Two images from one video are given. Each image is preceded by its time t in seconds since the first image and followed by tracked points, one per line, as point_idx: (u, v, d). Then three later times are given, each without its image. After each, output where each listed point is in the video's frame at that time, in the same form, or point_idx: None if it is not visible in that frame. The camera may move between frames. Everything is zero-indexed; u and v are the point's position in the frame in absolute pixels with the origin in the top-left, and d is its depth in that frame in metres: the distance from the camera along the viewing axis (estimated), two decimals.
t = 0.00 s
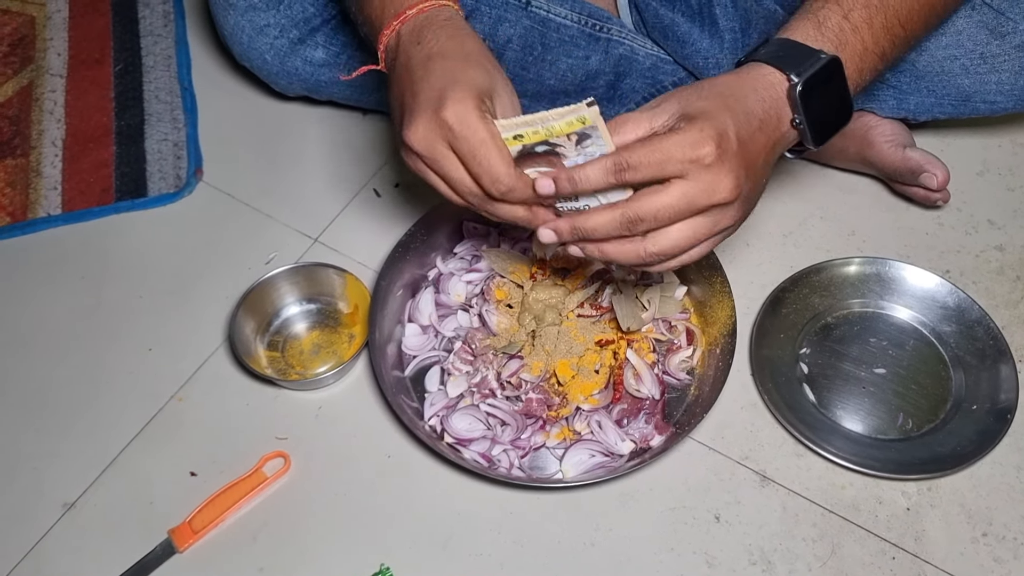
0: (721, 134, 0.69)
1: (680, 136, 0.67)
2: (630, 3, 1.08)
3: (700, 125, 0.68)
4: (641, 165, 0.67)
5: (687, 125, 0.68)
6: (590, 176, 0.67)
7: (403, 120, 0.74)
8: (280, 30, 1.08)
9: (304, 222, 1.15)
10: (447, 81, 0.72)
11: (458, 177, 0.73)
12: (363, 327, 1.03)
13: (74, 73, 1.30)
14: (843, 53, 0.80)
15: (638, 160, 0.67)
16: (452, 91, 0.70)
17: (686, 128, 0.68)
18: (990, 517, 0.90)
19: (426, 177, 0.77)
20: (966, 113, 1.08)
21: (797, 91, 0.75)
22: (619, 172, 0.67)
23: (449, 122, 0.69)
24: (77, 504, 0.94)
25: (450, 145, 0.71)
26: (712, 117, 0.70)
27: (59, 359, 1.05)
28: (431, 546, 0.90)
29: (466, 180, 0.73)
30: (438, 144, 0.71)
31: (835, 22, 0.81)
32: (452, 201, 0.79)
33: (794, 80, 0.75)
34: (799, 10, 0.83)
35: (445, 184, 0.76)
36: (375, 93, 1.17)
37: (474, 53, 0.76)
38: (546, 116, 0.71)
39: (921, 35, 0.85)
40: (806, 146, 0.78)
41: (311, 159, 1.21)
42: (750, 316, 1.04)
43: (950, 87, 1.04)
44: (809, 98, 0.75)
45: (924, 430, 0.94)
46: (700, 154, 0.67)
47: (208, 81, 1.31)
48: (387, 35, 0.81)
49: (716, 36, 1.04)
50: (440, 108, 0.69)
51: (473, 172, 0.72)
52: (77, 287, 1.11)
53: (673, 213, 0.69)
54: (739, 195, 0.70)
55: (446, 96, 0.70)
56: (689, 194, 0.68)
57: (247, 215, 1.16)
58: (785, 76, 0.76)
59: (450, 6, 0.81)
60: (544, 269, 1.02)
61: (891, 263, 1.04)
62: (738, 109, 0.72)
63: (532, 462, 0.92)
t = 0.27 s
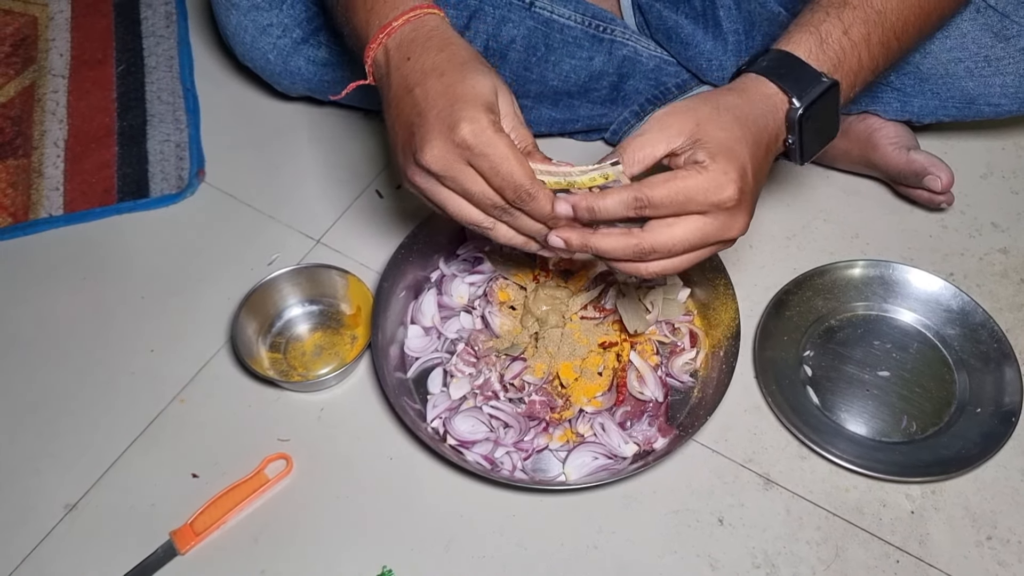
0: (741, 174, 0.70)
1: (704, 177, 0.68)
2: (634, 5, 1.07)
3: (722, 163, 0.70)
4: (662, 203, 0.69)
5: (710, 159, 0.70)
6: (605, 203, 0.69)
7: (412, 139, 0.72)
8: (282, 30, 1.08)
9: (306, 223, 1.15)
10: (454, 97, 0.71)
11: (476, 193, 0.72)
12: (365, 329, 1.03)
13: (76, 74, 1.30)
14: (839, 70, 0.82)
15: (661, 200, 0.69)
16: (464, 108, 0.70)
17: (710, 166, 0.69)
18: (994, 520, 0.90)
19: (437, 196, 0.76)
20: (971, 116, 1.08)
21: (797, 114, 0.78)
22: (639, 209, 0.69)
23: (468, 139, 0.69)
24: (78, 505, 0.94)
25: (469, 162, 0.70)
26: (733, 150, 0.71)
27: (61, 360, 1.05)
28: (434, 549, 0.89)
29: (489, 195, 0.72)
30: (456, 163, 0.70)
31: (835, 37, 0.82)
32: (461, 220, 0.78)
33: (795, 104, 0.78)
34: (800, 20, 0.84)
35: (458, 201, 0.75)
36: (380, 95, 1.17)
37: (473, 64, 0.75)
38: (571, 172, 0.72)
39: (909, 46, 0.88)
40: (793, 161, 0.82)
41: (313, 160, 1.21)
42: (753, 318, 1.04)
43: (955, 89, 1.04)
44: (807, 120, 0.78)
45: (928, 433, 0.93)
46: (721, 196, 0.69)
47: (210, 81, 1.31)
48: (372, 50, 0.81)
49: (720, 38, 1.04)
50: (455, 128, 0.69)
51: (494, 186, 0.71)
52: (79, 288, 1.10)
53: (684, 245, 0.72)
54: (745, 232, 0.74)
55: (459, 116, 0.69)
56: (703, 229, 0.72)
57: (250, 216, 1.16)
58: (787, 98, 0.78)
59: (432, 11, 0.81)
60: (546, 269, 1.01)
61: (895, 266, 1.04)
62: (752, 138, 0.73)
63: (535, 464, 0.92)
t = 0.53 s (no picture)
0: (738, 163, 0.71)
1: (702, 164, 0.68)
2: (636, 6, 1.07)
3: (718, 152, 0.70)
4: (662, 193, 0.68)
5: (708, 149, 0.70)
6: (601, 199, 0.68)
7: (417, 127, 0.73)
8: (284, 30, 1.08)
9: (307, 224, 1.15)
10: (460, 86, 0.72)
11: (479, 180, 0.72)
12: (365, 330, 1.02)
13: (76, 73, 1.30)
14: (816, 74, 0.83)
15: (661, 188, 0.67)
16: (465, 95, 0.70)
17: (708, 156, 0.69)
18: (996, 524, 0.89)
19: (443, 184, 0.76)
20: (973, 118, 1.08)
21: (772, 119, 0.79)
22: (637, 198, 0.68)
23: (467, 124, 0.69)
24: (77, 506, 0.94)
25: (469, 147, 0.70)
26: (727, 142, 0.72)
27: (60, 360, 1.04)
28: (434, 551, 0.89)
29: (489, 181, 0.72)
30: (457, 148, 0.71)
31: (814, 40, 0.82)
32: (469, 209, 0.77)
33: (771, 108, 0.79)
34: (779, 21, 0.85)
35: (463, 188, 0.75)
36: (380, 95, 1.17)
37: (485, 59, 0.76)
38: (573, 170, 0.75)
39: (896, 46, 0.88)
40: (763, 160, 0.84)
41: (314, 160, 1.21)
42: (755, 321, 1.03)
43: (957, 91, 1.04)
44: (780, 125, 0.80)
45: (930, 437, 0.93)
46: (721, 182, 0.69)
47: (211, 82, 1.30)
48: (400, 56, 0.80)
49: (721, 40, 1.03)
50: (454, 112, 0.69)
51: (495, 172, 0.71)
52: (79, 289, 1.10)
53: (682, 230, 0.71)
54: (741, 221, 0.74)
55: (459, 100, 0.70)
56: (701, 217, 0.71)
57: (250, 217, 1.16)
58: (763, 101, 0.79)
59: (463, 21, 0.80)
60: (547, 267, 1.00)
61: (897, 269, 1.03)
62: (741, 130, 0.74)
63: (536, 467, 0.92)
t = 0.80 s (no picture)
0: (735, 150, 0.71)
1: (700, 151, 0.68)
2: (634, 7, 1.07)
3: (715, 139, 0.70)
4: (661, 181, 0.68)
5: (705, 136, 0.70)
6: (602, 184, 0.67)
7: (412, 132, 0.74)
8: (282, 30, 1.08)
9: (305, 224, 1.14)
10: (450, 90, 0.72)
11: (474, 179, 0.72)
12: (363, 330, 1.02)
13: (75, 72, 1.29)
14: (806, 71, 0.83)
15: (661, 175, 0.68)
16: (455, 97, 0.71)
17: (706, 144, 0.69)
18: (995, 525, 0.89)
19: (442, 186, 0.76)
20: (972, 118, 1.07)
21: (761, 113, 0.79)
22: (637, 184, 0.68)
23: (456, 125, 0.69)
24: (73, 506, 0.94)
25: (461, 147, 0.71)
26: (723, 130, 0.72)
27: (57, 359, 1.04)
28: (431, 551, 0.89)
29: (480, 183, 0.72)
30: (450, 149, 0.71)
31: (806, 36, 0.82)
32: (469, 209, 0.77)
33: (760, 102, 0.79)
34: (772, 15, 0.85)
35: (462, 189, 0.75)
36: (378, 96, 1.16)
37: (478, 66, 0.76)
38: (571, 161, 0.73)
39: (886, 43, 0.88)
40: (750, 154, 0.84)
41: (313, 160, 1.21)
42: (753, 321, 1.03)
43: (956, 92, 1.04)
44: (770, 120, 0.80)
45: (929, 438, 0.93)
46: (719, 169, 0.69)
47: (210, 81, 1.30)
48: (394, 65, 0.80)
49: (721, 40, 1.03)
50: (444, 113, 0.70)
51: (487, 170, 0.71)
52: (76, 287, 1.10)
53: (680, 216, 0.72)
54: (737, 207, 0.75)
55: (450, 102, 0.70)
56: (698, 204, 0.71)
57: (248, 217, 1.16)
58: (754, 94, 0.79)
59: (456, 32, 0.80)
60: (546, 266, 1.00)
61: (896, 270, 1.03)
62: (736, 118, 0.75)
63: (533, 467, 0.91)
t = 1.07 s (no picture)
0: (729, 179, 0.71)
1: (694, 179, 0.68)
2: (635, 7, 1.07)
3: (711, 168, 0.70)
4: (651, 203, 0.68)
5: (700, 163, 0.70)
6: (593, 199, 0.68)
7: (405, 121, 0.74)
8: (283, 30, 1.08)
9: (306, 223, 1.14)
10: (445, 80, 0.72)
11: (466, 174, 0.73)
12: (364, 329, 1.02)
13: (75, 71, 1.29)
14: (824, 83, 0.83)
15: (651, 198, 0.68)
16: (450, 88, 0.71)
17: (699, 171, 0.69)
18: (995, 525, 0.89)
19: (433, 179, 0.76)
20: (973, 119, 1.07)
21: (781, 127, 0.79)
22: (626, 204, 0.68)
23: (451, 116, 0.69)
24: (74, 505, 0.94)
25: (454, 140, 0.71)
26: (720, 157, 0.72)
27: (57, 358, 1.04)
28: (431, 550, 0.89)
29: (474, 176, 0.72)
30: (443, 141, 0.71)
31: (823, 47, 0.82)
32: (458, 204, 0.78)
33: (779, 116, 0.78)
34: (787, 28, 0.84)
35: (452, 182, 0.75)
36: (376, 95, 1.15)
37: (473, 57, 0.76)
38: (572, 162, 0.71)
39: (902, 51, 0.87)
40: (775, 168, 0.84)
41: (313, 159, 1.21)
42: (753, 321, 1.03)
43: (957, 93, 1.04)
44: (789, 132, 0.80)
45: (929, 438, 0.93)
46: (709, 199, 0.69)
47: (210, 81, 1.30)
48: (377, 56, 0.80)
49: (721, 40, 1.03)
50: (440, 103, 0.70)
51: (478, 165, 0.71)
52: (77, 286, 1.10)
53: (667, 241, 0.72)
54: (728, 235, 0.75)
55: (444, 93, 0.71)
56: (686, 229, 0.71)
57: (248, 216, 1.16)
58: (772, 109, 0.78)
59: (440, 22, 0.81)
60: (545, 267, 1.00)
61: (897, 269, 1.03)
62: (737, 144, 0.74)
63: (533, 467, 0.91)
